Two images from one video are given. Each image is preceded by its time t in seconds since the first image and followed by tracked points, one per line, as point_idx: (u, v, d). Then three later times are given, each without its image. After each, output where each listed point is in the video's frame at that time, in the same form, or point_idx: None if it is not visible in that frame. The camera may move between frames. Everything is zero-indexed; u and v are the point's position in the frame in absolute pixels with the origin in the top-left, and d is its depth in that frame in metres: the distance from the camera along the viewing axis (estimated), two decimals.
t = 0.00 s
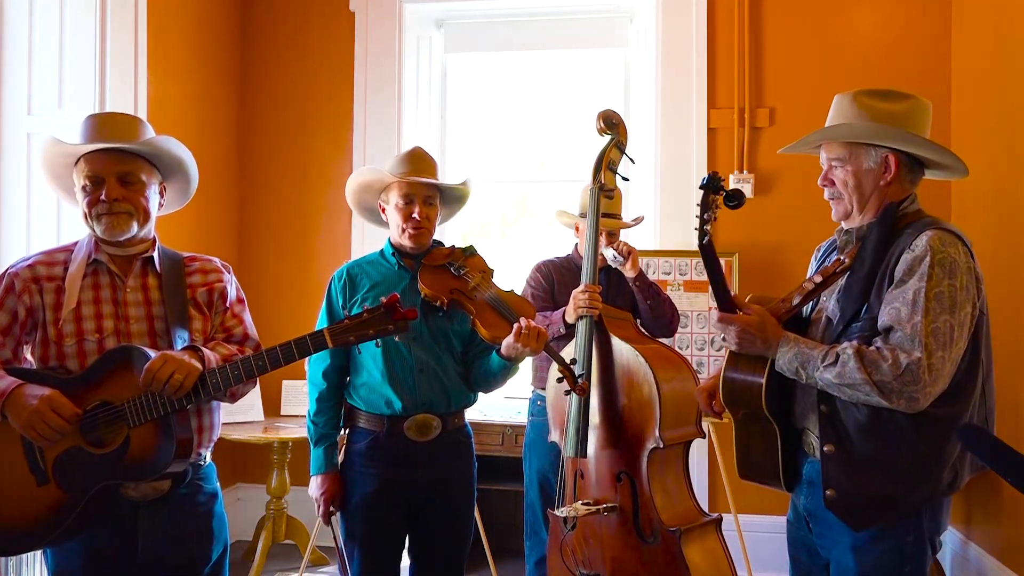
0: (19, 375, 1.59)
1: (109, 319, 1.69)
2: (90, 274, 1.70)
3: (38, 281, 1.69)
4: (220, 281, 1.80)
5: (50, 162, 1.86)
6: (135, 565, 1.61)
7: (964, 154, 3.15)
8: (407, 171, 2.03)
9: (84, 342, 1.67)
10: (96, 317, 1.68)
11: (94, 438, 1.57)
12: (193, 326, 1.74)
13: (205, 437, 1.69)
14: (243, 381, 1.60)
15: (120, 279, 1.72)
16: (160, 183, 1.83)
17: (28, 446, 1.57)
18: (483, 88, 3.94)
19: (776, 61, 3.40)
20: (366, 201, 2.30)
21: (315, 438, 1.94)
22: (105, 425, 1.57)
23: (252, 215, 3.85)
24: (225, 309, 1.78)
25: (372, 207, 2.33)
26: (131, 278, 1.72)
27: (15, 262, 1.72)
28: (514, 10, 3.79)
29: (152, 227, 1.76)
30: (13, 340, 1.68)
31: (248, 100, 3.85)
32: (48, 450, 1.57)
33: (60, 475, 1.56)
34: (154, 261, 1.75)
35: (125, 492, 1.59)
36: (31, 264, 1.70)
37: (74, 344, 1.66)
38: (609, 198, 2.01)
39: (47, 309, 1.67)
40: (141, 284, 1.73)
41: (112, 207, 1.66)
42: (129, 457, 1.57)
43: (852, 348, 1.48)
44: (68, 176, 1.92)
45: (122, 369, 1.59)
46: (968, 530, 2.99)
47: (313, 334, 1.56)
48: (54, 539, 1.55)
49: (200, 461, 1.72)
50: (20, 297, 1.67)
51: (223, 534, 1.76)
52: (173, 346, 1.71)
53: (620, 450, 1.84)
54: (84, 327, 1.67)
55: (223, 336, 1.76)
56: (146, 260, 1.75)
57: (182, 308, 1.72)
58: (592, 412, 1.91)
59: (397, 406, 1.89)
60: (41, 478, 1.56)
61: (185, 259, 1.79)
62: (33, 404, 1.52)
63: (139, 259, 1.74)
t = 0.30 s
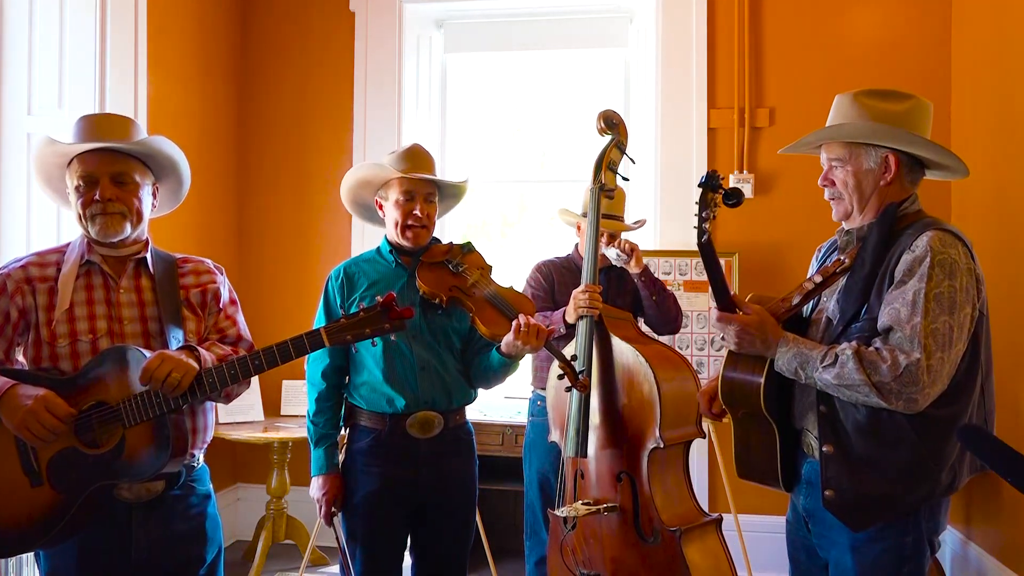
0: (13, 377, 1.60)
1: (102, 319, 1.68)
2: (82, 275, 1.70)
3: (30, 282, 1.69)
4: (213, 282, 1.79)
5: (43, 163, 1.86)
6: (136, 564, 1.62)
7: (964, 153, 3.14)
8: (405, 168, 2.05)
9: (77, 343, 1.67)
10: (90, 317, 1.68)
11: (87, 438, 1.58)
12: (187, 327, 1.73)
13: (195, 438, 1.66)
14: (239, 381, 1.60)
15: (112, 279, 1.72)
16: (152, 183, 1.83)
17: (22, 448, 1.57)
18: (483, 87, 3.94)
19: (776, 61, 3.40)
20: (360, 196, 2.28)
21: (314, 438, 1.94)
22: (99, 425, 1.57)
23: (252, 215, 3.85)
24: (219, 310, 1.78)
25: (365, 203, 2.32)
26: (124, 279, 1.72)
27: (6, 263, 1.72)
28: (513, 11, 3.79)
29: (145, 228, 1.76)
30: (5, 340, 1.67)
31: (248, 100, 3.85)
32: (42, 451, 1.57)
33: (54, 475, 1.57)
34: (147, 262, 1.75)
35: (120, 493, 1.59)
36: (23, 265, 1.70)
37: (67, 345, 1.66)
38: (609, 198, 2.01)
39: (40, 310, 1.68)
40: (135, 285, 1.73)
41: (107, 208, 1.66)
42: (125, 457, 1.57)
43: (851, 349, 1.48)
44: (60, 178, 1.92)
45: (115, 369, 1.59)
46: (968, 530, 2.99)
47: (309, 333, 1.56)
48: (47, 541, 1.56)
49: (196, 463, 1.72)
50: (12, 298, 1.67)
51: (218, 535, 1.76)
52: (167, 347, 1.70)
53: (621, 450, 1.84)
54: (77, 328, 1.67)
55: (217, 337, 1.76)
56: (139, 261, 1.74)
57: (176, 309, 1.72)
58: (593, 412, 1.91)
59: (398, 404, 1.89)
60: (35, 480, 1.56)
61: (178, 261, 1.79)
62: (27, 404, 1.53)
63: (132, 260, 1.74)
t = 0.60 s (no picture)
0: (10, 380, 1.58)
1: (100, 320, 1.68)
2: (79, 275, 1.70)
3: (25, 283, 1.68)
4: (210, 280, 1.80)
5: (34, 163, 1.85)
6: (135, 563, 1.61)
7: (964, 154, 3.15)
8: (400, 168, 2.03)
9: (76, 344, 1.66)
10: (87, 318, 1.68)
11: (89, 440, 1.57)
12: (185, 326, 1.74)
13: (199, 437, 1.68)
14: (242, 380, 1.60)
15: (109, 279, 1.72)
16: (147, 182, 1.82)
17: (23, 450, 1.56)
18: (483, 88, 3.94)
19: (775, 61, 3.40)
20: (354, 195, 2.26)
21: (313, 441, 1.93)
22: (100, 427, 1.56)
23: (252, 214, 3.85)
24: (216, 308, 1.79)
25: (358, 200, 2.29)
26: (121, 278, 1.72)
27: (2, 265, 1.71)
28: (514, 11, 3.79)
29: (140, 227, 1.76)
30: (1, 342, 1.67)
31: (248, 100, 3.85)
32: (43, 453, 1.57)
33: (56, 477, 1.57)
34: (143, 262, 1.74)
35: (121, 493, 1.60)
36: (18, 266, 1.69)
37: (65, 346, 1.66)
38: (610, 198, 2.02)
39: (36, 312, 1.67)
40: (131, 284, 1.72)
41: (102, 209, 1.66)
42: (127, 457, 1.57)
43: (861, 354, 1.48)
44: (51, 176, 1.91)
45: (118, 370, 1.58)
46: (968, 530, 2.99)
47: (311, 332, 1.56)
48: (51, 543, 1.56)
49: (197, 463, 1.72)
50: (8, 300, 1.66)
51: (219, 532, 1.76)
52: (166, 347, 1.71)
53: (621, 450, 1.84)
54: (75, 329, 1.67)
55: (215, 335, 1.77)
56: (135, 260, 1.74)
57: (173, 308, 1.72)
58: (595, 412, 1.91)
59: (396, 406, 1.89)
60: (37, 482, 1.56)
61: (173, 259, 1.79)
62: (29, 407, 1.52)
63: (128, 259, 1.74)
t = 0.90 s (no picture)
0: (19, 385, 1.58)
1: (106, 321, 1.68)
2: (84, 275, 1.70)
3: (31, 284, 1.67)
4: (215, 277, 1.80)
5: (35, 163, 1.85)
6: (136, 564, 1.61)
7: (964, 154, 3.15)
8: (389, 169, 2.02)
9: (83, 346, 1.66)
10: (93, 319, 1.67)
11: (100, 446, 1.56)
12: (192, 325, 1.74)
13: (206, 434, 1.64)
14: (251, 385, 1.63)
15: (115, 279, 1.72)
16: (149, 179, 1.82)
17: (34, 456, 1.55)
18: (483, 87, 3.94)
19: (775, 61, 3.40)
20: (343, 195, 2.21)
21: (307, 442, 1.94)
22: (110, 431, 1.57)
23: (252, 214, 3.84)
24: (222, 306, 1.80)
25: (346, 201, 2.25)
26: (126, 278, 1.72)
27: (6, 266, 1.70)
28: (514, 11, 3.79)
29: (143, 225, 1.76)
30: (8, 345, 1.66)
31: (248, 100, 3.85)
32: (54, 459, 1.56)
33: (68, 482, 1.56)
34: (148, 260, 1.75)
35: (132, 493, 1.59)
36: (22, 267, 1.69)
37: (73, 348, 1.65)
38: (611, 198, 2.01)
39: (43, 313, 1.66)
40: (137, 284, 1.72)
41: (104, 209, 1.66)
42: (138, 462, 1.57)
43: (871, 354, 1.48)
44: (51, 176, 1.90)
45: (128, 375, 1.58)
46: (968, 530, 2.99)
47: (320, 338, 1.59)
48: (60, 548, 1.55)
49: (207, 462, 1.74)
50: (13, 302, 1.65)
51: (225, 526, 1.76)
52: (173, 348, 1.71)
53: (621, 450, 1.84)
54: (82, 331, 1.66)
55: (222, 334, 1.78)
56: (140, 259, 1.74)
57: (180, 307, 1.72)
58: (596, 413, 1.91)
59: (389, 407, 1.90)
60: (49, 486, 1.55)
61: (178, 256, 1.79)
62: (39, 415, 1.52)
63: (132, 259, 1.74)
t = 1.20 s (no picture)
0: (40, 385, 1.57)
1: (125, 320, 1.68)
2: (102, 274, 1.69)
3: (50, 283, 1.67)
4: (233, 277, 1.81)
5: (54, 163, 1.85)
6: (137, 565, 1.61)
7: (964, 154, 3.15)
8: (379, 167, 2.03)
9: (102, 345, 1.65)
10: (112, 318, 1.67)
11: (119, 445, 1.56)
12: (210, 325, 1.73)
13: (225, 434, 1.66)
14: (267, 388, 1.62)
15: (133, 278, 1.71)
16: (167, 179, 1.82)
17: (53, 454, 1.55)
18: (483, 87, 3.94)
19: (775, 61, 3.40)
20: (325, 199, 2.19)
21: (295, 443, 1.94)
22: (128, 429, 1.56)
23: (252, 214, 3.84)
24: (239, 305, 1.79)
25: (328, 204, 2.23)
26: (144, 278, 1.71)
27: (25, 264, 1.69)
28: (514, 11, 3.79)
29: (161, 224, 1.76)
30: (28, 343, 1.66)
31: (248, 100, 3.85)
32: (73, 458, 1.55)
33: (87, 481, 1.55)
34: (166, 259, 1.74)
35: (150, 493, 1.59)
36: (42, 266, 1.68)
37: (91, 347, 1.64)
38: (610, 198, 2.01)
39: (62, 313, 1.66)
40: (154, 283, 1.72)
41: (124, 209, 1.66)
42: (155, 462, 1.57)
43: (876, 335, 1.47)
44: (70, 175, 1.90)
45: (148, 376, 1.58)
46: (968, 530, 2.99)
47: (337, 340, 1.62)
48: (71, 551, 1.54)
49: (224, 462, 1.73)
50: (33, 301, 1.65)
51: (241, 526, 1.76)
52: (191, 348, 1.71)
53: (621, 450, 1.84)
54: (101, 330, 1.65)
55: (239, 333, 1.76)
56: (158, 259, 1.74)
57: (198, 307, 1.71)
58: (596, 413, 1.91)
59: (377, 407, 1.90)
60: (67, 485, 1.55)
61: (196, 255, 1.79)
62: (58, 416, 1.50)
63: (151, 258, 1.73)
